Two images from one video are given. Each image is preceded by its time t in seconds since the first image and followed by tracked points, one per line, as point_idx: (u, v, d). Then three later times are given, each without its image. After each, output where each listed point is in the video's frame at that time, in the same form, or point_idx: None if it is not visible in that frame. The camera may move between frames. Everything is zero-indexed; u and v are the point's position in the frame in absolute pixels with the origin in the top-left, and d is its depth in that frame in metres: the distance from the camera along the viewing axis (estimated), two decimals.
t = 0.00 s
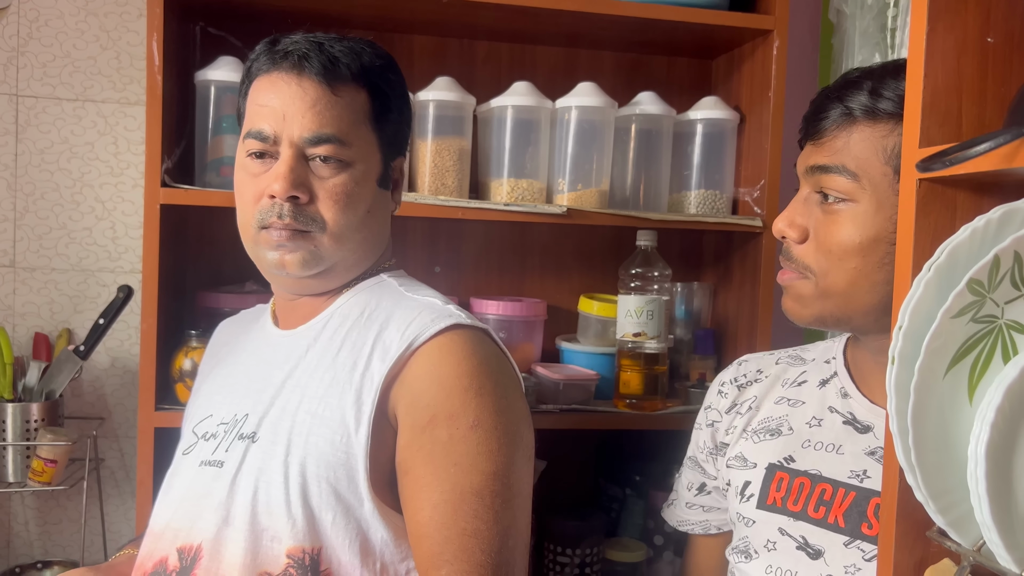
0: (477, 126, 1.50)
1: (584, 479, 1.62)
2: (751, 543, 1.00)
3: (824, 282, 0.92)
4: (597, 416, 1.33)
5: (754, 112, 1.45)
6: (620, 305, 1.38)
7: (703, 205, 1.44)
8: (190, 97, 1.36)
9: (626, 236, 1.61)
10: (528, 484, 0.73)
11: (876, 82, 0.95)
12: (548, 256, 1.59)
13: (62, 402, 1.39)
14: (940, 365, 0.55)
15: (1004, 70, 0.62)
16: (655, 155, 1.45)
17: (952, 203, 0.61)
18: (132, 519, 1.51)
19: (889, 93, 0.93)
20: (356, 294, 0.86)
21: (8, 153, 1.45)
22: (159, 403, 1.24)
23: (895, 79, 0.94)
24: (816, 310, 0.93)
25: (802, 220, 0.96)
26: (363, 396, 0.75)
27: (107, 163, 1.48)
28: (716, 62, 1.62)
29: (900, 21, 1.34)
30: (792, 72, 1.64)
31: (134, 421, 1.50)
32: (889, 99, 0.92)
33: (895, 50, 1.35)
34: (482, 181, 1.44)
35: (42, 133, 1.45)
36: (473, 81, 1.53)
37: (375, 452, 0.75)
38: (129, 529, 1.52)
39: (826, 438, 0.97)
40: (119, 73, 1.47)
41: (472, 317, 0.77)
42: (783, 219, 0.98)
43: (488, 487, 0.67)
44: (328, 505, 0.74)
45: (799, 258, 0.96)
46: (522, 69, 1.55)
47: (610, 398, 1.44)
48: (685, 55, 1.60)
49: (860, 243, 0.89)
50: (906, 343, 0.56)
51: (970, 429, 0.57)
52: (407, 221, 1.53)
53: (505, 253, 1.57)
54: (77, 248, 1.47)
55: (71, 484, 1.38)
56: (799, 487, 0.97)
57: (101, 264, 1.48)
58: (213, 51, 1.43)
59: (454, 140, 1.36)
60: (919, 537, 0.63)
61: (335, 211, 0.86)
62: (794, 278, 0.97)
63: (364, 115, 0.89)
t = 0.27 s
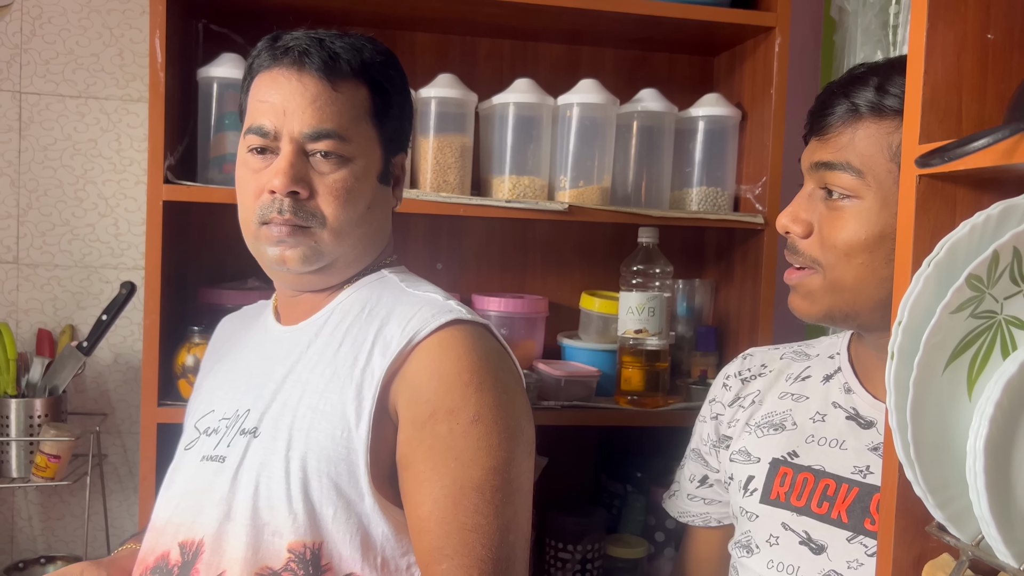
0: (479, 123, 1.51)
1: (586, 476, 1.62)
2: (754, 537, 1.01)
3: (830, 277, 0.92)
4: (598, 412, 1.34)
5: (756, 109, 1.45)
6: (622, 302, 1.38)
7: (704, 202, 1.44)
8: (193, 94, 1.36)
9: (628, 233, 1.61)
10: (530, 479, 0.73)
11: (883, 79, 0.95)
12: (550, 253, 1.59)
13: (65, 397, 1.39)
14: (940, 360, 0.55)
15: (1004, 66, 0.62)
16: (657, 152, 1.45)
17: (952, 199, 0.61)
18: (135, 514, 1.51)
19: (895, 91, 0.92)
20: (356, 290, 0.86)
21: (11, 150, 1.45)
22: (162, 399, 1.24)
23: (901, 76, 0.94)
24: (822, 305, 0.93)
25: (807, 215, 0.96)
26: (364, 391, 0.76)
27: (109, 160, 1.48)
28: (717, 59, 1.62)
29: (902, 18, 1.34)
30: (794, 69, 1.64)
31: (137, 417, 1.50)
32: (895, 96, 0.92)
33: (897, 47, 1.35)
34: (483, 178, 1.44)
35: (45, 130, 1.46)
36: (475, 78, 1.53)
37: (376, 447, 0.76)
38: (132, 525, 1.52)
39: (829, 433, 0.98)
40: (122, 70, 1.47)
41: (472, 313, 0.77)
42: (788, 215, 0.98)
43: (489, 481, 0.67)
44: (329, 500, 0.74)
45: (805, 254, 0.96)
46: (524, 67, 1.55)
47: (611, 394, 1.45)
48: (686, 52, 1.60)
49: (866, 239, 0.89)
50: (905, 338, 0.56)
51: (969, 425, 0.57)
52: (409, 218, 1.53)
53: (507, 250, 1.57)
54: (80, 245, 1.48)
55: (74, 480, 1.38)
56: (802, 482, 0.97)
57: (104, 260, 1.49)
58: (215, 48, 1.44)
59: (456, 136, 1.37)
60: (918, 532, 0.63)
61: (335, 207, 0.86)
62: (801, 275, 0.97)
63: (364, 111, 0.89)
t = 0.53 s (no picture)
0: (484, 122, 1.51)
1: (589, 473, 1.63)
2: (755, 536, 1.01)
3: (833, 276, 0.93)
4: (602, 409, 1.34)
5: (759, 109, 1.45)
6: (625, 300, 1.39)
7: (708, 201, 1.45)
8: (199, 93, 1.37)
9: (631, 232, 1.62)
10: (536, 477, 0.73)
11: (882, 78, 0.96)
12: (554, 251, 1.60)
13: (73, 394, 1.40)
14: (939, 359, 0.56)
15: (1005, 68, 0.62)
16: (661, 151, 1.46)
17: (953, 200, 0.61)
18: (142, 511, 1.52)
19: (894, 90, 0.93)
20: (362, 289, 0.87)
21: (20, 149, 1.46)
22: (169, 395, 1.25)
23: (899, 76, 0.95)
24: (826, 304, 0.93)
25: (806, 215, 0.96)
26: (369, 389, 0.76)
27: (116, 158, 1.49)
28: (721, 58, 1.62)
29: (905, 18, 1.34)
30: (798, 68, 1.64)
31: (144, 414, 1.51)
32: (894, 96, 0.92)
33: (900, 47, 1.35)
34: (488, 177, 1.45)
35: (53, 128, 1.47)
36: (480, 77, 1.54)
37: (382, 445, 0.76)
38: (139, 521, 1.53)
39: (831, 432, 0.99)
40: (129, 69, 1.48)
41: (477, 311, 0.78)
42: (788, 215, 0.98)
43: (493, 478, 0.68)
44: (335, 497, 0.75)
45: (806, 253, 0.96)
46: (528, 66, 1.55)
47: (615, 392, 1.45)
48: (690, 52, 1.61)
49: (866, 239, 0.90)
50: (906, 338, 0.57)
51: (968, 423, 0.58)
52: (414, 217, 1.54)
53: (511, 248, 1.58)
54: (87, 243, 1.49)
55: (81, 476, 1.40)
56: (805, 481, 0.98)
57: (111, 258, 1.50)
58: (222, 47, 1.44)
59: (460, 136, 1.37)
60: (918, 529, 0.64)
61: (338, 203, 0.87)
62: (803, 274, 0.97)
63: (366, 108, 0.90)
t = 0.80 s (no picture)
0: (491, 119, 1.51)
1: (596, 470, 1.63)
2: (761, 533, 1.01)
3: (836, 270, 0.92)
4: (609, 408, 1.35)
5: (767, 107, 1.45)
6: (633, 298, 1.39)
7: (715, 199, 1.45)
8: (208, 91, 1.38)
9: (639, 230, 1.62)
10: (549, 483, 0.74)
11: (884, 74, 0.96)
12: (562, 249, 1.60)
13: (84, 391, 1.41)
14: (950, 358, 0.56)
15: (1015, 67, 0.62)
16: (669, 149, 1.46)
17: (963, 198, 0.62)
18: (151, 507, 1.53)
19: (896, 87, 0.93)
20: (380, 290, 0.85)
21: (30, 147, 1.47)
22: (179, 392, 1.26)
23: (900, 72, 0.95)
24: (827, 298, 0.93)
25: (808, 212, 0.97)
26: (383, 392, 0.77)
27: (126, 156, 1.50)
28: (729, 55, 1.62)
29: (914, 16, 1.34)
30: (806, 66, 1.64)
31: (153, 411, 1.52)
32: (895, 92, 0.93)
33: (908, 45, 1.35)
34: (496, 175, 1.45)
35: (63, 126, 1.47)
36: (488, 75, 1.54)
37: (396, 448, 0.77)
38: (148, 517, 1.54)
39: (835, 427, 0.99)
40: (139, 67, 1.49)
41: (493, 316, 0.78)
42: (790, 213, 0.99)
43: (506, 487, 0.68)
44: (348, 499, 0.75)
45: (810, 250, 0.96)
46: (536, 64, 1.56)
47: (623, 390, 1.45)
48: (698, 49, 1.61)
49: (868, 235, 0.90)
50: (916, 335, 0.57)
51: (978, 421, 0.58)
52: (422, 214, 1.54)
53: (518, 246, 1.58)
54: (97, 240, 1.50)
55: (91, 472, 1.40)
56: (810, 477, 0.98)
57: (121, 256, 1.51)
58: (231, 45, 1.45)
59: (468, 133, 1.38)
60: (927, 527, 0.64)
61: (291, 206, 0.83)
62: (806, 270, 0.96)
63: (304, 98, 0.83)
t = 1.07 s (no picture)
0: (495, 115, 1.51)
1: (599, 466, 1.63)
2: (762, 526, 1.02)
3: (848, 272, 0.92)
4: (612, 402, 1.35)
5: (771, 102, 1.45)
6: (637, 293, 1.39)
7: (719, 194, 1.45)
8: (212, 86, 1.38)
9: (642, 225, 1.62)
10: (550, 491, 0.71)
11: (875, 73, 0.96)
12: (565, 244, 1.60)
13: (88, 385, 1.42)
14: (953, 351, 0.56)
15: (1020, 60, 0.62)
16: (673, 144, 1.46)
17: (967, 191, 0.61)
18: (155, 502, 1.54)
19: (890, 84, 0.93)
20: (380, 288, 0.84)
21: (35, 142, 1.47)
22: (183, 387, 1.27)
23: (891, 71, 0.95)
24: (839, 301, 0.93)
25: (811, 217, 0.96)
26: (376, 395, 0.75)
27: (130, 152, 1.50)
28: (733, 50, 1.62)
29: (918, 10, 1.33)
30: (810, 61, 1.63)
31: (157, 406, 1.52)
32: (890, 91, 0.93)
33: (913, 39, 1.34)
34: (499, 170, 1.45)
35: (68, 122, 1.48)
36: (491, 71, 1.54)
37: (387, 453, 0.76)
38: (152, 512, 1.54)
39: (835, 420, 1.00)
40: (143, 63, 1.49)
41: (490, 317, 0.74)
42: (791, 219, 0.98)
43: (500, 496, 0.66)
44: (339, 505, 0.74)
45: (816, 255, 0.96)
46: (540, 59, 1.55)
47: (626, 385, 1.45)
48: (702, 45, 1.61)
49: (879, 237, 0.90)
50: (920, 329, 0.57)
51: (982, 414, 0.58)
52: (425, 210, 1.54)
53: (522, 241, 1.58)
54: (101, 235, 1.50)
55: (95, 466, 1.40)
56: (810, 470, 0.99)
57: (125, 251, 1.51)
58: (235, 40, 1.45)
59: (472, 129, 1.38)
60: (931, 520, 0.64)
61: (274, 221, 0.81)
62: (814, 275, 0.96)
63: (280, 105, 0.79)
